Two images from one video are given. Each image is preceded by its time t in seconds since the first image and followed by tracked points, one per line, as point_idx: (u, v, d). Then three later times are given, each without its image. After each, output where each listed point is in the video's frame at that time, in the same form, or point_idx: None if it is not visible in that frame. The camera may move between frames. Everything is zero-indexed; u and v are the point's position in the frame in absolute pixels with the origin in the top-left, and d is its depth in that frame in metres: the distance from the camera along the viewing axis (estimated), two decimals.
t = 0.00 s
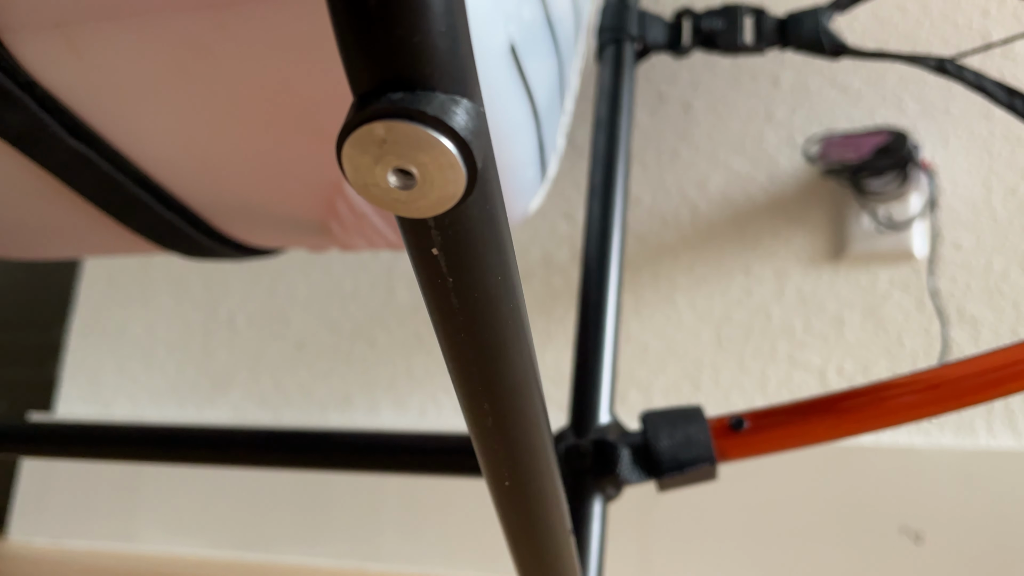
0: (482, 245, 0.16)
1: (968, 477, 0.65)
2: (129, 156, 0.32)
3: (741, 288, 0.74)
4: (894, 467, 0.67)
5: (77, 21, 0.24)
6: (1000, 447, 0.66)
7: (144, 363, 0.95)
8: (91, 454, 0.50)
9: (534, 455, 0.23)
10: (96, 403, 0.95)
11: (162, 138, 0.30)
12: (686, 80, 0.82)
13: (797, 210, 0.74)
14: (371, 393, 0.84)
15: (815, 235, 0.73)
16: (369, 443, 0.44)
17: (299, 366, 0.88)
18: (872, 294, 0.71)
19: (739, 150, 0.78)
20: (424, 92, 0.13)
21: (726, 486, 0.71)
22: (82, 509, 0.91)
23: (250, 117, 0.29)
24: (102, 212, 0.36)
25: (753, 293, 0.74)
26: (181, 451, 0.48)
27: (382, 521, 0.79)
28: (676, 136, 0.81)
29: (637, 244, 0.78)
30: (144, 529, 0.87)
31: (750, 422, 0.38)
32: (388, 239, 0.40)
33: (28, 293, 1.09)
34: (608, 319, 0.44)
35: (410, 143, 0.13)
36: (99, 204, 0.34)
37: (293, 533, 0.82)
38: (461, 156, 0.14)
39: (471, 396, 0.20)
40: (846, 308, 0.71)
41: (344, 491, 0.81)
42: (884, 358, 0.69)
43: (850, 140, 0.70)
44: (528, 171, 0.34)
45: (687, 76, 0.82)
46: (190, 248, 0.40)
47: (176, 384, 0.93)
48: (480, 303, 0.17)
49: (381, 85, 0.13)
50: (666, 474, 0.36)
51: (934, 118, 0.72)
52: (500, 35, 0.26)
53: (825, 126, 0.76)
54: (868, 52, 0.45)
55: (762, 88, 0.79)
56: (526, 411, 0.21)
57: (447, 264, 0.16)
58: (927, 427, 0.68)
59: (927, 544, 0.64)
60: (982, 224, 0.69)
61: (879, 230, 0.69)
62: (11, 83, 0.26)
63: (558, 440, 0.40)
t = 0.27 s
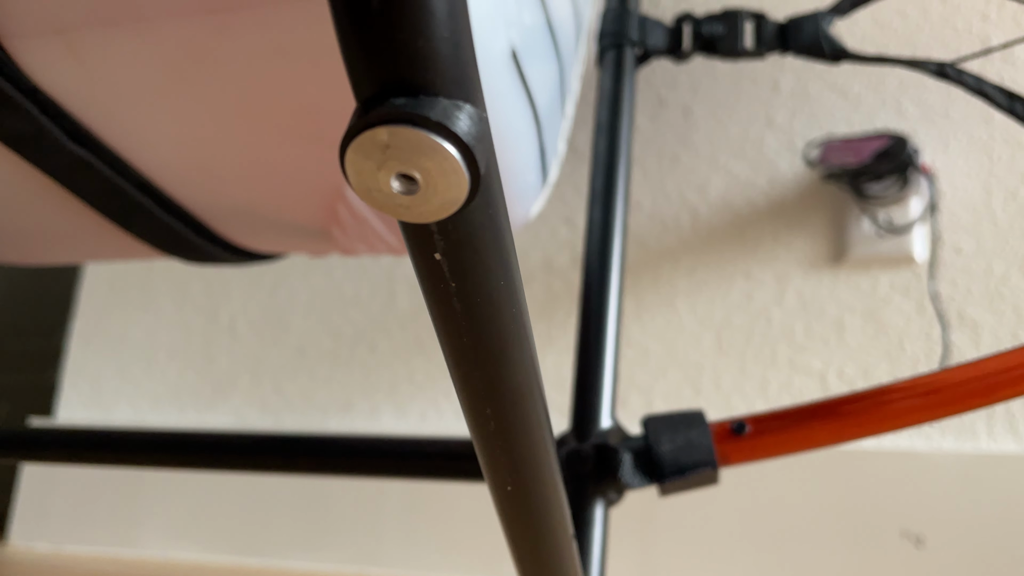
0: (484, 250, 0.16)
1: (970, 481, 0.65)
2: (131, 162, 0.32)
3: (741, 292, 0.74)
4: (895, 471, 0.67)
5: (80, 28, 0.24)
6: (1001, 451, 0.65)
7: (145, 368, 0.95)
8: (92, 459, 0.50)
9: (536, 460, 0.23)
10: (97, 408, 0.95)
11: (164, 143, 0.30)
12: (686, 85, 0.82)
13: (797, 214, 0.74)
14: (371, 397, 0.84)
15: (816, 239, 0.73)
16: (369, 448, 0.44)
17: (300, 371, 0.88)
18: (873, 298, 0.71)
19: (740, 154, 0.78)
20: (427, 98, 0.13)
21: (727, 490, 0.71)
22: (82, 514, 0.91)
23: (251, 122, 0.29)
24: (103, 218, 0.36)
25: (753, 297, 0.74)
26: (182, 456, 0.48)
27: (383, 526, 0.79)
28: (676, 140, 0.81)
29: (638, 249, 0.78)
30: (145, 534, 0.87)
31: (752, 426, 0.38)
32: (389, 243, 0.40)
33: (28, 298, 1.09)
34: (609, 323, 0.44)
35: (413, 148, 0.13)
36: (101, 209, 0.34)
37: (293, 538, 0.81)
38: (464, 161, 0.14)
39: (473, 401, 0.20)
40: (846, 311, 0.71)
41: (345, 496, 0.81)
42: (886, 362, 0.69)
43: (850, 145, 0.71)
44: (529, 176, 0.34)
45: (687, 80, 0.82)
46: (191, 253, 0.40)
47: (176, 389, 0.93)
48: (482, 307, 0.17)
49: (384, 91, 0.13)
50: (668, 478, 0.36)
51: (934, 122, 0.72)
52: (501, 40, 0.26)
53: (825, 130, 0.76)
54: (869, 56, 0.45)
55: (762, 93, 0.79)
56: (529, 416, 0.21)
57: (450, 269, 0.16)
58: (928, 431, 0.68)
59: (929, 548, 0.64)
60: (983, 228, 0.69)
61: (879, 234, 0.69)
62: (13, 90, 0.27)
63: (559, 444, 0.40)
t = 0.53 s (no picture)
0: (486, 264, 0.16)
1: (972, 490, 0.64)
2: (133, 173, 0.32)
3: (742, 300, 0.74)
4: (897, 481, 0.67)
5: (83, 40, 0.24)
6: (1003, 459, 0.65)
7: (145, 377, 0.95)
8: (92, 470, 0.50)
9: (538, 472, 0.23)
10: (96, 418, 0.95)
11: (166, 154, 0.30)
12: (686, 94, 0.82)
13: (797, 222, 0.74)
14: (371, 406, 0.83)
15: (815, 248, 0.73)
16: (370, 459, 0.44)
17: (299, 380, 0.88)
18: (873, 306, 0.71)
19: (739, 163, 0.78)
20: (429, 113, 0.14)
21: (729, 500, 0.70)
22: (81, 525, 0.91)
23: (253, 134, 0.29)
24: (104, 228, 0.36)
25: (754, 305, 0.74)
26: (181, 467, 0.48)
27: (382, 536, 0.78)
28: (676, 149, 0.81)
29: (638, 257, 0.79)
30: (144, 544, 0.87)
31: (753, 436, 0.38)
32: (390, 253, 0.40)
33: (28, 308, 1.09)
34: (610, 333, 0.44)
35: (416, 162, 0.13)
36: (102, 220, 0.34)
37: (293, 548, 0.81)
38: (466, 175, 0.14)
39: (474, 413, 0.20)
40: (847, 320, 0.71)
41: (344, 506, 0.81)
42: (886, 371, 0.69)
43: (848, 153, 0.70)
44: (530, 186, 0.34)
45: (687, 89, 0.83)
46: (191, 263, 0.40)
47: (176, 399, 0.93)
48: (485, 320, 0.17)
49: (387, 106, 0.14)
50: (670, 488, 0.36)
51: (933, 130, 0.73)
52: (502, 52, 0.26)
53: (825, 138, 0.76)
54: (868, 67, 0.45)
55: (761, 102, 0.79)
56: (530, 428, 0.21)
57: (452, 282, 0.16)
58: (929, 440, 0.68)
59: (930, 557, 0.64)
60: (982, 236, 0.69)
61: (879, 242, 0.69)
62: (16, 102, 0.27)
63: (560, 455, 0.40)
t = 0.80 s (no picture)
0: (487, 273, 0.16)
1: (976, 500, 0.64)
2: (131, 181, 0.31)
3: (743, 309, 0.74)
4: (900, 491, 0.66)
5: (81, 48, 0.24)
6: (1007, 469, 0.65)
7: (142, 387, 0.95)
8: (88, 482, 0.49)
9: (540, 484, 0.23)
10: (94, 428, 0.95)
11: (164, 163, 0.30)
12: (685, 102, 0.82)
13: (798, 231, 0.74)
14: (371, 416, 0.83)
15: (817, 256, 0.73)
16: (368, 470, 0.44)
17: (298, 390, 0.87)
18: (875, 315, 0.70)
19: (740, 171, 0.78)
20: (429, 119, 0.13)
21: (731, 510, 0.70)
22: (77, 536, 0.90)
23: (251, 142, 0.29)
24: (102, 237, 0.35)
25: (755, 314, 0.74)
26: (178, 478, 0.47)
27: (381, 547, 0.78)
28: (676, 158, 0.81)
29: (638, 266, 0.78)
30: (141, 556, 0.86)
31: (756, 447, 0.38)
32: (389, 262, 0.39)
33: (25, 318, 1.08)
34: (611, 342, 0.44)
35: (416, 170, 0.13)
36: (100, 229, 0.34)
37: (291, 560, 0.80)
38: (468, 183, 0.14)
39: (475, 424, 0.20)
40: (848, 329, 0.71)
41: (343, 516, 0.80)
42: (888, 379, 0.69)
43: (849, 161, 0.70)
44: (530, 194, 0.34)
45: (687, 97, 0.83)
46: (189, 272, 0.39)
47: (174, 409, 0.92)
48: (485, 330, 0.17)
49: (386, 112, 0.13)
50: (672, 500, 0.35)
51: (934, 138, 0.73)
52: (502, 60, 0.26)
53: (825, 146, 0.76)
54: (869, 74, 0.45)
55: (761, 110, 0.79)
56: (532, 439, 0.21)
57: (452, 291, 0.16)
58: (932, 449, 0.68)
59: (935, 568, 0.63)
60: (983, 244, 0.69)
61: (881, 250, 0.69)
62: (12, 110, 0.26)
63: (561, 466, 0.39)
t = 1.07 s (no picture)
0: (484, 271, 0.15)
1: (979, 504, 0.64)
2: (126, 182, 0.31)
3: (743, 312, 0.74)
4: (902, 495, 0.66)
5: (75, 48, 0.24)
6: (1009, 472, 0.65)
7: (140, 391, 0.94)
8: (82, 486, 0.49)
9: (538, 487, 0.23)
10: (91, 433, 0.94)
11: (158, 163, 0.30)
12: (685, 104, 0.82)
13: (798, 233, 0.74)
14: (369, 420, 0.83)
15: (817, 259, 0.73)
16: (365, 473, 0.43)
17: (296, 394, 0.87)
18: (875, 318, 0.70)
19: (740, 174, 0.78)
20: (426, 113, 0.13)
21: (732, 514, 0.69)
22: (73, 542, 0.89)
23: (247, 142, 0.29)
24: (97, 238, 0.35)
25: (754, 317, 0.73)
26: (174, 482, 0.47)
27: (380, 552, 0.77)
28: (676, 160, 0.81)
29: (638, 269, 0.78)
30: (138, 560, 0.85)
31: (758, 450, 0.38)
32: (387, 264, 0.39)
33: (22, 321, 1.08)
34: (610, 344, 0.43)
35: (412, 164, 0.13)
36: (94, 230, 0.34)
37: (289, 565, 0.80)
38: (465, 179, 0.13)
39: (473, 425, 0.20)
40: (849, 332, 0.70)
41: (341, 521, 0.80)
42: (889, 383, 0.68)
43: (852, 165, 0.71)
44: (529, 194, 0.33)
45: (686, 100, 0.82)
46: (185, 273, 0.39)
47: (172, 413, 0.92)
48: (483, 330, 0.17)
49: (382, 106, 0.13)
50: (673, 503, 0.35)
51: (934, 141, 0.72)
52: (501, 58, 0.26)
53: (825, 148, 0.76)
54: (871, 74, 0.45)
55: (761, 112, 0.79)
56: (531, 442, 0.21)
57: (450, 290, 0.15)
58: (933, 453, 0.67)
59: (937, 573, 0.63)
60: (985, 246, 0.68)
61: (882, 253, 0.69)
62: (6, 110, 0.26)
63: (560, 469, 0.39)
